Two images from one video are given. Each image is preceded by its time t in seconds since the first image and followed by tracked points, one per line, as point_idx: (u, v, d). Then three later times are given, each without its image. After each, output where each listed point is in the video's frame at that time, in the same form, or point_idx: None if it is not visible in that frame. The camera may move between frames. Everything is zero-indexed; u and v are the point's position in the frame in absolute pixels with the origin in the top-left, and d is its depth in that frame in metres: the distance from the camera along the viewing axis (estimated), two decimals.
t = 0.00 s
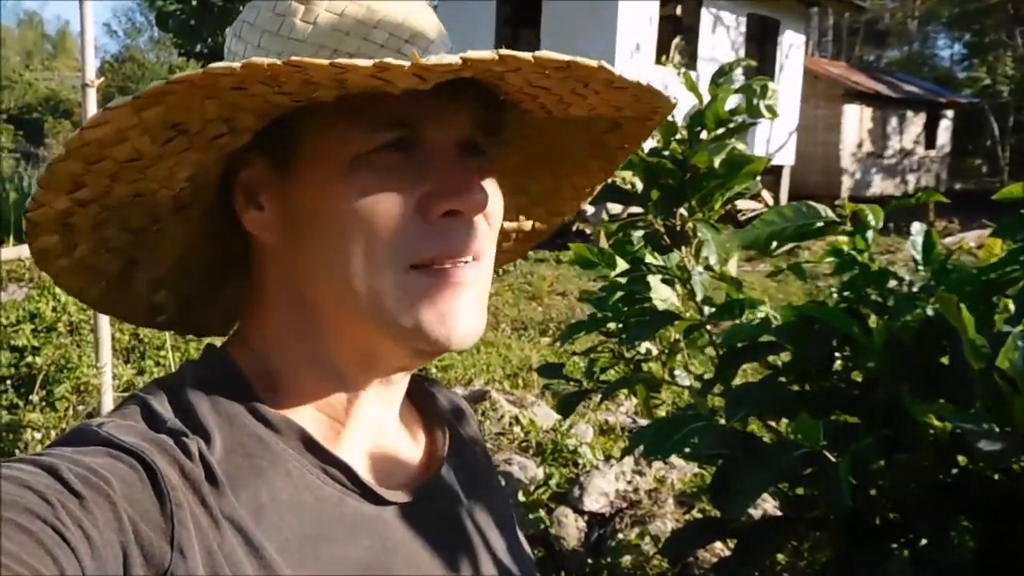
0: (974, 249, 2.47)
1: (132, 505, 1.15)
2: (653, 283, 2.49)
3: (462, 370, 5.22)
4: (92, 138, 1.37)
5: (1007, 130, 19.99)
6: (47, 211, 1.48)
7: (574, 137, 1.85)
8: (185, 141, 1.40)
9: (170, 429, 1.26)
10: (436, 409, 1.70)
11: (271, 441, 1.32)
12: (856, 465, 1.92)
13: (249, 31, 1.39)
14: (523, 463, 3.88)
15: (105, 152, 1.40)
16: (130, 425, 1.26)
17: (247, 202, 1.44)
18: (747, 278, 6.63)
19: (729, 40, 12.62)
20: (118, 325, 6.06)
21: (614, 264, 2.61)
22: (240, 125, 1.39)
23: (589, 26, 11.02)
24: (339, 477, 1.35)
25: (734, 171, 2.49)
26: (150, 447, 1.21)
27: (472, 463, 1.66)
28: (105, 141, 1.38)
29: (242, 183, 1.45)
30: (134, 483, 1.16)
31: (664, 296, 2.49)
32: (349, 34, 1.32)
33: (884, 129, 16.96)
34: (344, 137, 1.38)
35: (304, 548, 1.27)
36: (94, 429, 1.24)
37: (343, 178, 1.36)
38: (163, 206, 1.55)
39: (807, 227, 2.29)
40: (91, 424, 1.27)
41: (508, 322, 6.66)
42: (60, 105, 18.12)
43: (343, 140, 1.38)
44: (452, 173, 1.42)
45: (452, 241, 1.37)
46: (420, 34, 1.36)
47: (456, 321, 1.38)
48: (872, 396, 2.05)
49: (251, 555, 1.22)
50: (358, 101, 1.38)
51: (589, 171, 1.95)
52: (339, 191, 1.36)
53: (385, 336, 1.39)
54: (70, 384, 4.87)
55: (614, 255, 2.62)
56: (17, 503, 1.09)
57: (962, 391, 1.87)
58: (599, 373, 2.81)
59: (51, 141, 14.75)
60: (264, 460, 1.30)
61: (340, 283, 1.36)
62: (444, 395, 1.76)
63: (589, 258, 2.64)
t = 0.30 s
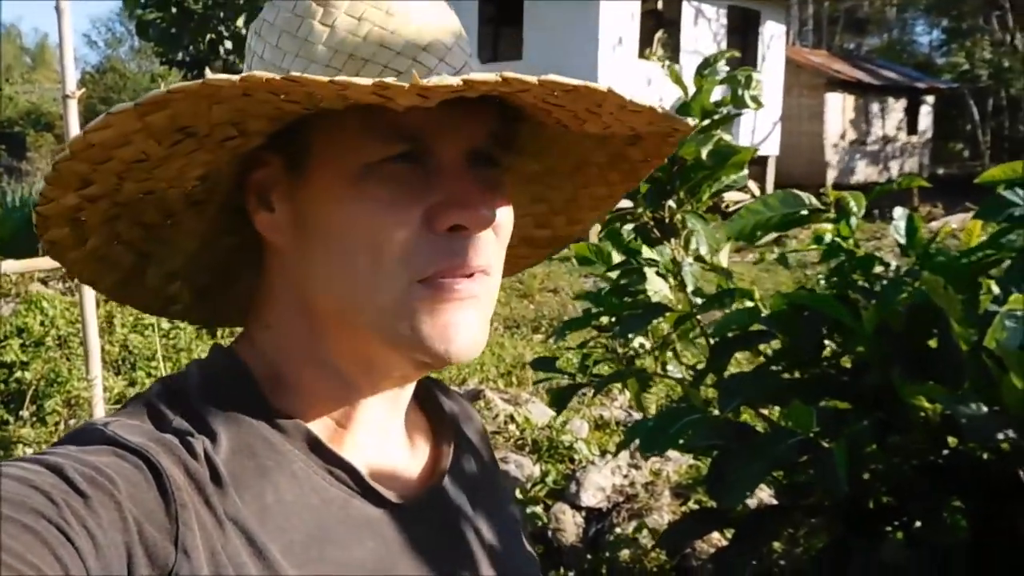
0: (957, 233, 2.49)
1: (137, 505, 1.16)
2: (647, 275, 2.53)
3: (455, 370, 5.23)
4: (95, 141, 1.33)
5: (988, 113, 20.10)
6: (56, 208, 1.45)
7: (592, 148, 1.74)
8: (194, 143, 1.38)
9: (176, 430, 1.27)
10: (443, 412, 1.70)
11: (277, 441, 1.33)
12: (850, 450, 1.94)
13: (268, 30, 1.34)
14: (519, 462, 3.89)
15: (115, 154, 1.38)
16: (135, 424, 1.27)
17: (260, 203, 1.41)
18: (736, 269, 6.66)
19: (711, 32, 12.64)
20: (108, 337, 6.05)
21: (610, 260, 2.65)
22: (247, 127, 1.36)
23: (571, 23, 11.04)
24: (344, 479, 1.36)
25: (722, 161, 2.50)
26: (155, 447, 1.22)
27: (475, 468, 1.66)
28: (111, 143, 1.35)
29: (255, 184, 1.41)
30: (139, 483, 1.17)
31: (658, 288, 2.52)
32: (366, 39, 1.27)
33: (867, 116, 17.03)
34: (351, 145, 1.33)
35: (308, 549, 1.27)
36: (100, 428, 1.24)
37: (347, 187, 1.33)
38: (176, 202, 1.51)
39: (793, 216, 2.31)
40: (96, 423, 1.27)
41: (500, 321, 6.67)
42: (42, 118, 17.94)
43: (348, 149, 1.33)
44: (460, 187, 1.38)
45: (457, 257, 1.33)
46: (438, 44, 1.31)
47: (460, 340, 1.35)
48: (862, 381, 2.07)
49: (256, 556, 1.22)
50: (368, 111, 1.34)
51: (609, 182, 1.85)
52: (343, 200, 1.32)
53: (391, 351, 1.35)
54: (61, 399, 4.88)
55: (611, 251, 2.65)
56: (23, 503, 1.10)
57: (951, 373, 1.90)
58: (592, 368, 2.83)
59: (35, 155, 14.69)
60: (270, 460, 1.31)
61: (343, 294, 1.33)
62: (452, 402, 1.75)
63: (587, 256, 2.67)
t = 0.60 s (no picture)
0: (951, 238, 2.50)
1: (139, 506, 1.16)
2: (641, 283, 2.51)
3: (452, 375, 5.23)
4: (58, 116, 1.43)
5: (984, 120, 20.17)
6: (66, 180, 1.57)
7: (632, 179, 1.63)
8: (167, 128, 1.45)
9: (178, 430, 1.28)
10: (440, 412, 1.75)
11: (277, 442, 1.34)
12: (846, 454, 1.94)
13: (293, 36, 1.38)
14: (517, 466, 3.90)
15: (89, 126, 1.46)
16: (139, 424, 1.27)
17: (260, 193, 1.42)
18: (733, 274, 6.67)
19: (708, 38, 12.67)
20: (103, 341, 6.04)
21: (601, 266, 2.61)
22: (223, 118, 1.40)
23: (568, 29, 11.07)
24: (346, 481, 1.38)
25: (716, 167, 2.52)
26: (158, 448, 1.22)
27: (475, 468, 1.70)
28: (81, 116, 1.44)
29: (259, 178, 1.43)
30: (141, 483, 1.18)
31: (652, 295, 2.50)
32: (351, 43, 1.29)
33: (862, 123, 17.09)
34: (316, 142, 1.33)
35: (309, 552, 1.28)
36: (103, 428, 1.25)
37: (306, 183, 1.32)
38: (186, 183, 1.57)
39: (790, 220, 2.32)
40: (100, 423, 1.28)
41: (497, 326, 6.68)
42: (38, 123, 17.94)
43: (313, 147, 1.33)
44: (419, 192, 1.34)
45: (394, 265, 1.29)
46: (424, 49, 1.30)
47: (397, 352, 1.30)
48: (857, 386, 2.09)
49: (256, 559, 1.23)
50: (338, 106, 1.32)
51: (661, 218, 1.73)
52: (302, 197, 1.32)
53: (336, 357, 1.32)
54: (55, 404, 4.86)
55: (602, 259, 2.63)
56: (26, 501, 1.10)
57: (945, 379, 1.91)
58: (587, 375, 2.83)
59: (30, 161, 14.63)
60: (271, 462, 1.32)
61: (297, 291, 1.33)
62: (450, 402, 1.81)
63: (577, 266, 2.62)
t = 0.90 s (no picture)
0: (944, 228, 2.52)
1: (144, 501, 1.16)
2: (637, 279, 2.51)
3: (450, 375, 5.25)
4: (48, 122, 1.44)
5: (975, 114, 20.23)
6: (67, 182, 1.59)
7: (636, 168, 1.62)
8: (158, 129, 1.47)
9: (183, 424, 1.29)
10: (442, 401, 1.81)
11: (281, 436, 1.36)
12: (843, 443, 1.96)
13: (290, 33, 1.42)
14: (517, 465, 3.92)
15: (79, 130, 1.47)
16: (143, 420, 1.28)
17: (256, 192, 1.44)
18: (729, 271, 6.70)
19: (699, 36, 12.69)
20: (100, 350, 6.04)
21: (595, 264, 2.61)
22: (212, 117, 1.43)
23: (559, 30, 11.11)
24: (351, 475, 1.39)
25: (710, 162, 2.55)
26: (162, 443, 1.23)
27: (477, 452, 1.77)
28: (72, 121, 1.45)
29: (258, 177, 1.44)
30: (146, 478, 1.19)
31: (647, 291, 2.51)
32: (332, 38, 1.33)
33: (854, 118, 17.14)
34: (297, 140, 1.34)
35: (314, 546, 1.30)
36: (107, 423, 1.26)
37: (288, 181, 1.34)
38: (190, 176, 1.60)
39: (783, 212, 2.34)
40: (104, 418, 1.29)
41: (495, 326, 6.69)
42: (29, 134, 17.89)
43: (295, 145, 1.34)
44: (399, 189, 1.33)
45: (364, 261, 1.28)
46: (402, 41, 1.32)
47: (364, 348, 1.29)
48: (852, 375, 2.11)
49: (261, 553, 1.24)
50: (318, 105, 1.33)
51: (672, 207, 1.72)
52: (284, 194, 1.34)
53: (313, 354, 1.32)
54: (53, 413, 4.85)
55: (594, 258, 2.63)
56: (31, 497, 1.11)
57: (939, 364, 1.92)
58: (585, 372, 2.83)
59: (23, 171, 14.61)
60: (276, 456, 1.33)
61: (277, 287, 1.33)
62: (450, 389, 1.89)
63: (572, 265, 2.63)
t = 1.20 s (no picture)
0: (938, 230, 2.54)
1: (144, 499, 1.17)
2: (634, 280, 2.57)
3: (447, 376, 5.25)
4: (48, 119, 1.46)
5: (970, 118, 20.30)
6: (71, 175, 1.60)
7: (643, 173, 1.63)
8: (155, 127, 1.47)
9: (183, 423, 1.30)
10: (443, 400, 1.84)
11: (282, 436, 1.37)
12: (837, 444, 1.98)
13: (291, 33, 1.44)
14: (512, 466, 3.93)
15: (80, 126, 1.49)
16: (143, 417, 1.29)
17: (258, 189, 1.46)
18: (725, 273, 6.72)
19: (695, 39, 12.72)
20: (95, 349, 6.03)
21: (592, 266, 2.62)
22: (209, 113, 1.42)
23: (556, 32, 11.13)
24: (349, 475, 1.41)
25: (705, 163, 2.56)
26: (162, 441, 1.24)
27: (480, 449, 1.80)
28: (71, 119, 1.46)
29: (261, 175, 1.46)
30: (145, 476, 1.19)
31: (644, 292, 2.59)
32: (331, 36, 1.34)
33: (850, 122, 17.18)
34: (294, 139, 1.35)
35: (312, 546, 1.31)
36: (108, 420, 1.27)
37: (282, 180, 1.36)
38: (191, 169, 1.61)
39: (778, 214, 2.36)
40: (105, 415, 1.30)
41: (491, 327, 6.70)
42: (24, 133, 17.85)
43: (291, 145, 1.35)
44: (390, 191, 1.34)
45: (351, 264, 1.29)
46: (400, 40, 1.33)
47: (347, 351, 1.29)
48: (847, 376, 2.12)
49: (259, 552, 1.25)
50: (312, 107, 1.34)
51: (679, 212, 1.73)
52: (278, 194, 1.35)
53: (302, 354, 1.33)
54: (47, 412, 4.84)
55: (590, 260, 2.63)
56: (30, 495, 1.12)
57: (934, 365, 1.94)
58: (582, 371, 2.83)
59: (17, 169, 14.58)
60: (276, 456, 1.34)
61: (269, 286, 1.35)
62: (450, 386, 1.93)
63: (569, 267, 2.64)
